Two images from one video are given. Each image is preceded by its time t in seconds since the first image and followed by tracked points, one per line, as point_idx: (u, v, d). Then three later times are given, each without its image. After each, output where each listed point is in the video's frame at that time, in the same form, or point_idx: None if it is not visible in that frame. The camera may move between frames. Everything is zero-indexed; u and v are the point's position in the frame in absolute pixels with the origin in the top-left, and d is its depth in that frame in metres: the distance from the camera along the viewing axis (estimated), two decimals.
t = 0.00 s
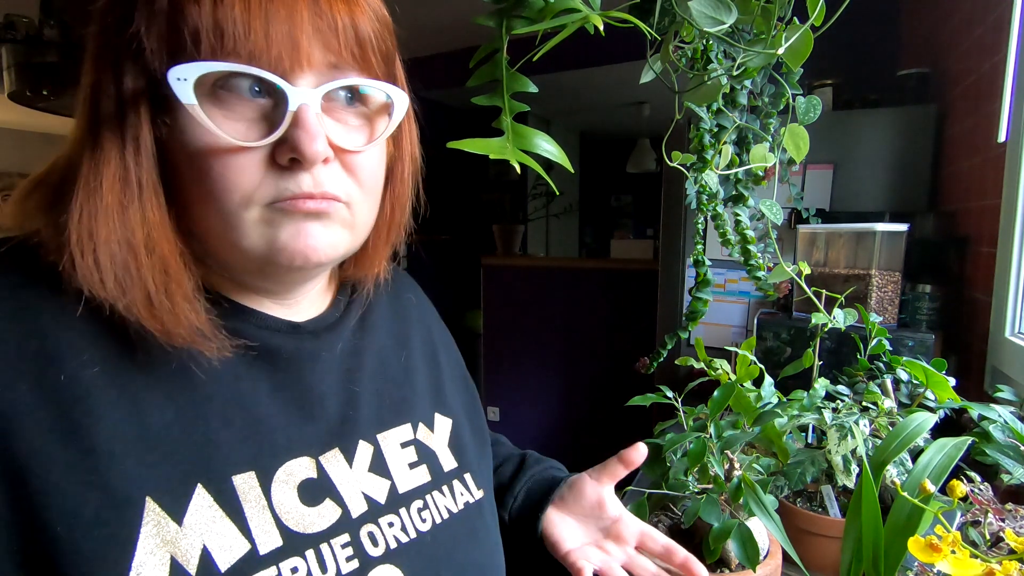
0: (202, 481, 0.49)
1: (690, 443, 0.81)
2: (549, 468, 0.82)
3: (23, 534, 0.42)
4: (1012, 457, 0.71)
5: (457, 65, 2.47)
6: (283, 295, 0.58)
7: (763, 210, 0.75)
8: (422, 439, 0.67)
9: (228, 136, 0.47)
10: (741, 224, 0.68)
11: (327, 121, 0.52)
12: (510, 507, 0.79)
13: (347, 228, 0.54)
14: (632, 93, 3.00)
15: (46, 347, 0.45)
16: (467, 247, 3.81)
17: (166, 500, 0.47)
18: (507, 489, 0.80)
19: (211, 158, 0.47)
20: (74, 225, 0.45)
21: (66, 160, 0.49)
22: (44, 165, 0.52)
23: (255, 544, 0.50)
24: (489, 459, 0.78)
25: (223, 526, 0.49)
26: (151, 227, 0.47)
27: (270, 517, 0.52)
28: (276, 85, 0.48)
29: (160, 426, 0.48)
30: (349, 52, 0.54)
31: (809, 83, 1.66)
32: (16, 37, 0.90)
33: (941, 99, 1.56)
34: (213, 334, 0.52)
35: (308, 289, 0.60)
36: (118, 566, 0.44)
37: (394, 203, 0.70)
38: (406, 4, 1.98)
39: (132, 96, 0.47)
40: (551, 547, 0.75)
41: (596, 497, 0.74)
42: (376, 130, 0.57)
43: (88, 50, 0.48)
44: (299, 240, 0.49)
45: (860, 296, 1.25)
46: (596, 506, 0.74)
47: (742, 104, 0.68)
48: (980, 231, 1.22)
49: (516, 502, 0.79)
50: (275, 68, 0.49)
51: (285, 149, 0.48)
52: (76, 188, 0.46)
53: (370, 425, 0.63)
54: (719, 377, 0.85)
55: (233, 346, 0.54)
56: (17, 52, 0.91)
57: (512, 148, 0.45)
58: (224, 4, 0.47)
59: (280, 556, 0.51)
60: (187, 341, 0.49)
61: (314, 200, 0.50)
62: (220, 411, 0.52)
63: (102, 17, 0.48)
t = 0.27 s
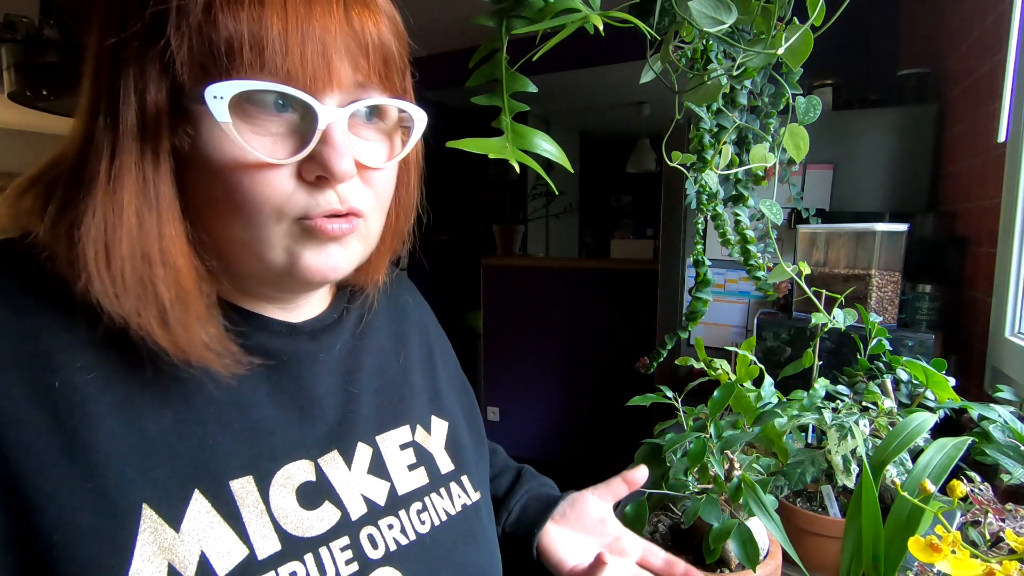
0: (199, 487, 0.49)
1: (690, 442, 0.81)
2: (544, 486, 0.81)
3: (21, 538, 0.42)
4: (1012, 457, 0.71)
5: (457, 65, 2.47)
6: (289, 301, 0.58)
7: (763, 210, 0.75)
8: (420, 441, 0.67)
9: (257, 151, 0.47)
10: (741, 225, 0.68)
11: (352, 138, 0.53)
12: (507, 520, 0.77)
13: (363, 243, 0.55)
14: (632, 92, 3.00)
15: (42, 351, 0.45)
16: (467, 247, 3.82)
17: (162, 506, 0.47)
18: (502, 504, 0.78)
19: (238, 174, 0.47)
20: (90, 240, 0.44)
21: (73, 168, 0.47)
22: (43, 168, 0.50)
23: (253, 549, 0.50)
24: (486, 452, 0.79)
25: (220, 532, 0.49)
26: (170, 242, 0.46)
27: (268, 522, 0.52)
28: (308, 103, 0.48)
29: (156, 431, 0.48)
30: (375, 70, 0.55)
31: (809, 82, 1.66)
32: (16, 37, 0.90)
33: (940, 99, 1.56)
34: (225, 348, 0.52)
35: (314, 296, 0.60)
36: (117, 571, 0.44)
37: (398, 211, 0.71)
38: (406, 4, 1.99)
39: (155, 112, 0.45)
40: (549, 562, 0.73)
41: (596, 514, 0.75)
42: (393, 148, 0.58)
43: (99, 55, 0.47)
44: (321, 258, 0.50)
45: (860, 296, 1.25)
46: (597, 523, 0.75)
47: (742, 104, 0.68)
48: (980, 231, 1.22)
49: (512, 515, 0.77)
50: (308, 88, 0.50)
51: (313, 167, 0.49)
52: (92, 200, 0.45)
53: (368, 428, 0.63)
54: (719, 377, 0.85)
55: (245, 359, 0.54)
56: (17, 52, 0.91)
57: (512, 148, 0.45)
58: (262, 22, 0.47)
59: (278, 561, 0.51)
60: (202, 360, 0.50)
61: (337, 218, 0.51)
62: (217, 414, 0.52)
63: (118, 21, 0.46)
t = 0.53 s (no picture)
0: (197, 484, 0.49)
1: (690, 442, 0.82)
2: (541, 494, 0.81)
3: (17, 537, 0.42)
4: (1012, 457, 0.71)
5: (457, 65, 2.47)
6: (290, 302, 0.58)
7: (763, 210, 0.75)
8: (417, 441, 0.67)
9: (267, 152, 0.47)
10: (742, 225, 0.68)
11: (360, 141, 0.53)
12: (503, 527, 0.76)
13: (367, 246, 0.55)
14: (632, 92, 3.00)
15: (37, 350, 0.45)
16: (467, 247, 3.82)
17: (160, 504, 0.47)
18: (499, 510, 0.77)
19: (248, 174, 0.47)
20: (103, 239, 0.44)
21: (80, 167, 0.47)
22: (49, 166, 0.50)
23: (251, 546, 0.51)
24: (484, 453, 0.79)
25: (218, 529, 0.49)
26: (181, 241, 0.46)
27: (266, 519, 0.52)
28: (318, 105, 0.48)
29: (152, 431, 0.48)
30: (385, 74, 0.55)
31: (809, 82, 1.66)
32: (16, 37, 0.90)
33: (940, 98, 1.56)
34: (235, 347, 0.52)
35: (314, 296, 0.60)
36: (114, 569, 0.44)
37: (402, 213, 0.71)
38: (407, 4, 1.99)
39: (167, 113, 0.45)
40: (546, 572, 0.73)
41: (594, 527, 0.75)
42: (400, 151, 0.58)
43: (108, 54, 0.47)
44: (326, 261, 0.50)
45: (860, 296, 1.25)
46: (596, 535, 0.75)
47: (742, 104, 0.68)
48: (980, 231, 1.22)
49: (509, 523, 0.76)
50: (319, 91, 0.50)
51: (321, 168, 0.49)
52: (105, 199, 0.44)
53: (366, 427, 0.63)
54: (719, 377, 0.85)
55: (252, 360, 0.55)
56: (17, 52, 0.91)
57: (512, 148, 0.45)
58: (275, 24, 0.47)
59: (276, 558, 0.51)
60: (214, 357, 0.50)
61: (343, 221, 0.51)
62: (214, 413, 0.52)
63: (130, 22, 0.46)
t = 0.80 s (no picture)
0: (195, 483, 0.49)
1: (690, 442, 0.82)
2: (539, 495, 0.81)
3: (14, 536, 0.42)
4: (1012, 457, 0.71)
5: (457, 65, 2.47)
6: (287, 301, 0.58)
7: (763, 210, 0.75)
8: (415, 441, 0.67)
9: (265, 148, 0.47)
10: (742, 225, 0.68)
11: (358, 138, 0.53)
12: (502, 527, 0.76)
13: (365, 244, 0.55)
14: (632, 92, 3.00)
15: (35, 350, 0.45)
16: (467, 247, 3.82)
17: (157, 502, 0.47)
18: (497, 511, 0.78)
19: (247, 170, 0.47)
20: (104, 235, 0.44)
21: (80, 167, 0.47)
22: (50, 166, 0.50)
23: (249, 545, 0.50)
24: (483, 453, 0.79)
25: (216, 527, 0.49)
26: (181, 237, 0.46)
27: (264, 517, 0.52)
28: (317, 102, 0.49)
29: (150, 431, 0.48)
30: (382, 73, 0.55)
31: (809, 82, 1.66)
32: (16, 37, 0.90)
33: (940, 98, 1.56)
34: (235, 343, 0.52)
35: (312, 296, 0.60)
36: (111, 568, 0.44)
37: (399, 213, 0.71)
38: (407, 4, 1.99)
39: (167, 110, 0.45)
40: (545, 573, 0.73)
41: (592, 528, 0.75)
42: (398, 149, 0.58)
43: (107, 54, 0.47)
44: (324, 259, 0.50)
45: (860, 296, 1.25)
46: (594, 535, 0.74)
47: (742, 104, 0.67)
48: (980, 231, 1.22)
49: (508, 523, 0.77)
50: (317, 88, 0.50)
51: (319, 166, 0.49)
52: (105, 196, 0.45)
53: (364, 426, 0.63)
54: (719, 377, 0.85)
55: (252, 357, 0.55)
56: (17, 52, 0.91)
57: (512, 148, 0.45)
58: (274, 23, 0.47)
59: (274, 556, 0.51)
60: (214, 351, 0.50)
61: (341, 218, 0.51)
62: (212, 412, 0.52)
63: (129, 21, 0.46)
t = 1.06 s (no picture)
0: (191, 480, 0.49)
1: (690, 443, 0.82)
2: (537, 494, 0.82)
3: (11, 535, 0.42)
4: (1012, 457, 0.71)
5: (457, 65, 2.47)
6: (283, 300, 0.58)
7: (763, 210, 0.75)
8: (412, 439, 0.67)
9: (259, 145, 0.47)
10: (741, 225, 0.68)
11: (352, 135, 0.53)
12: (500, 528, 0.77)
13: (360, 240, 0.55)
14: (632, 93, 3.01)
15: (31, 349, 0.45)
16: (467, 247, 3.82)
17: (154, 500, 0.47)
18: (495, 511, 0.78)
19: (241, 167, 0.46)
20: (100, 233, 0.44)
21: (75, 165, 0.47)
22: (46, 166, 0.50)
23: (246, 542, 0.50)
24: (481, 452, 0.79)
25: (212, 525, 0.49)
26: (177, 234, 0.46)
27: (261, 515, 0.52)
28: (309, 98, 0.49)
29: (147, 429, 0.48)
30: (374, 69, 0.55)
31: (810, 83, 1.66)
32: (16, 37, 0.90)
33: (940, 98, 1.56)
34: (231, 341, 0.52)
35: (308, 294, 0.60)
36: (107, 566, 0.44)
37: (395, 211, 0.71)
38: (407, 5, 1.99)
39: (161, 107, 0.45)
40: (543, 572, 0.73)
41: (591, 527, 0.74)
42: (392, 145, 0.58)
43: (102, 53, 0.47)
44: (319, 255, 0.50)
45: (860, 296, 1.25)
46: (591, 534, 0.74)
47: (742, 104, 0.67)
48: (980, 231, 1.22)
49: (505, 523, 0.77)
50: (310, 85, 0.50)
51: (314, 162, 0.49)
52: (99, 193, 0.45)
53: (361, 424, 0.63)
54: (719, 377, 0.85)
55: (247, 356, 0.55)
56: (17, 52, 0.91)
57: (512, 148, 0.45)
58: (266, 20, 0.47)
59: (271, 554, 0.51)
60: (211, 348, 0.50)
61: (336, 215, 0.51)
62: (208, 410, 0.52)
63: (123, 20, 0.46)
